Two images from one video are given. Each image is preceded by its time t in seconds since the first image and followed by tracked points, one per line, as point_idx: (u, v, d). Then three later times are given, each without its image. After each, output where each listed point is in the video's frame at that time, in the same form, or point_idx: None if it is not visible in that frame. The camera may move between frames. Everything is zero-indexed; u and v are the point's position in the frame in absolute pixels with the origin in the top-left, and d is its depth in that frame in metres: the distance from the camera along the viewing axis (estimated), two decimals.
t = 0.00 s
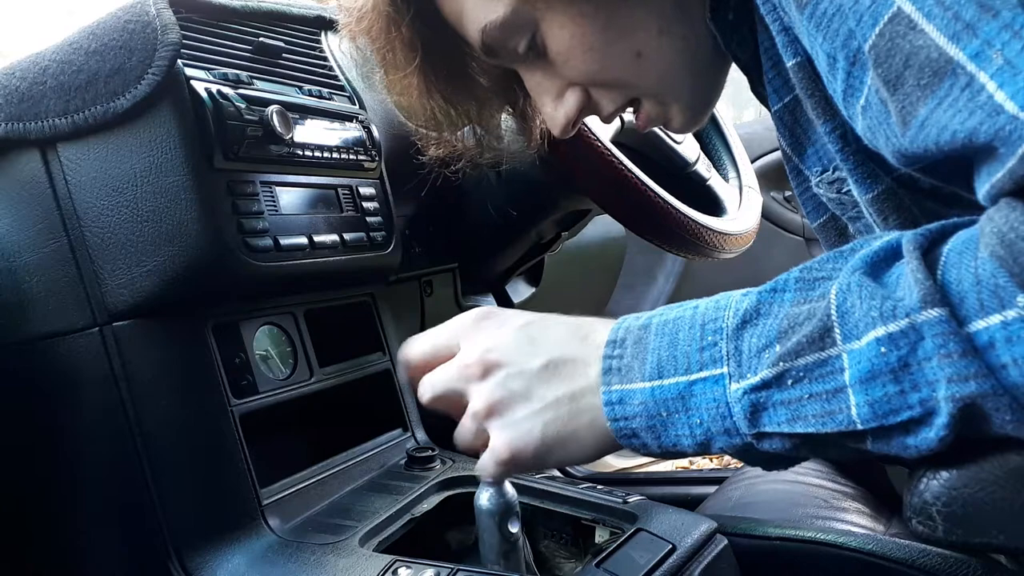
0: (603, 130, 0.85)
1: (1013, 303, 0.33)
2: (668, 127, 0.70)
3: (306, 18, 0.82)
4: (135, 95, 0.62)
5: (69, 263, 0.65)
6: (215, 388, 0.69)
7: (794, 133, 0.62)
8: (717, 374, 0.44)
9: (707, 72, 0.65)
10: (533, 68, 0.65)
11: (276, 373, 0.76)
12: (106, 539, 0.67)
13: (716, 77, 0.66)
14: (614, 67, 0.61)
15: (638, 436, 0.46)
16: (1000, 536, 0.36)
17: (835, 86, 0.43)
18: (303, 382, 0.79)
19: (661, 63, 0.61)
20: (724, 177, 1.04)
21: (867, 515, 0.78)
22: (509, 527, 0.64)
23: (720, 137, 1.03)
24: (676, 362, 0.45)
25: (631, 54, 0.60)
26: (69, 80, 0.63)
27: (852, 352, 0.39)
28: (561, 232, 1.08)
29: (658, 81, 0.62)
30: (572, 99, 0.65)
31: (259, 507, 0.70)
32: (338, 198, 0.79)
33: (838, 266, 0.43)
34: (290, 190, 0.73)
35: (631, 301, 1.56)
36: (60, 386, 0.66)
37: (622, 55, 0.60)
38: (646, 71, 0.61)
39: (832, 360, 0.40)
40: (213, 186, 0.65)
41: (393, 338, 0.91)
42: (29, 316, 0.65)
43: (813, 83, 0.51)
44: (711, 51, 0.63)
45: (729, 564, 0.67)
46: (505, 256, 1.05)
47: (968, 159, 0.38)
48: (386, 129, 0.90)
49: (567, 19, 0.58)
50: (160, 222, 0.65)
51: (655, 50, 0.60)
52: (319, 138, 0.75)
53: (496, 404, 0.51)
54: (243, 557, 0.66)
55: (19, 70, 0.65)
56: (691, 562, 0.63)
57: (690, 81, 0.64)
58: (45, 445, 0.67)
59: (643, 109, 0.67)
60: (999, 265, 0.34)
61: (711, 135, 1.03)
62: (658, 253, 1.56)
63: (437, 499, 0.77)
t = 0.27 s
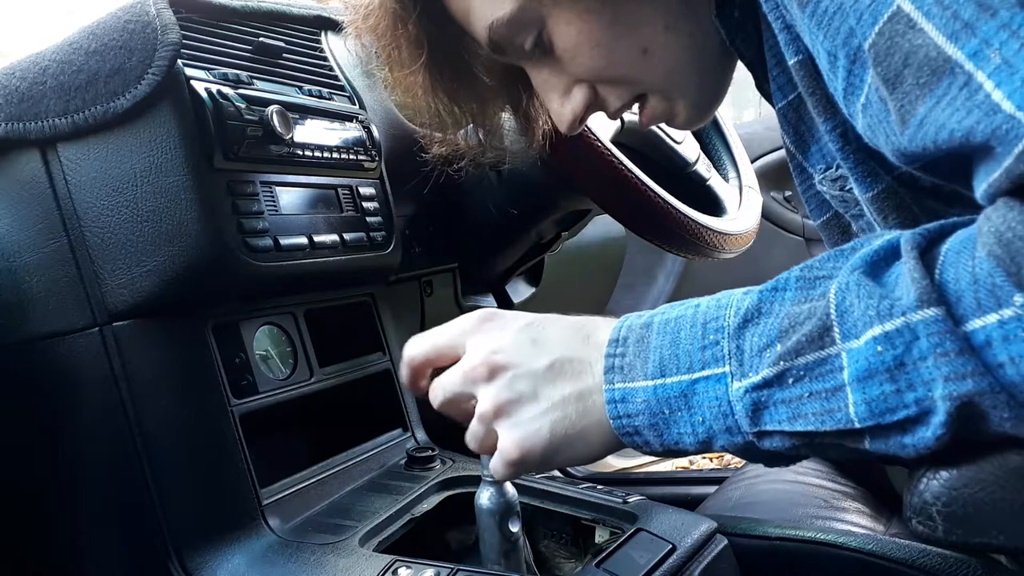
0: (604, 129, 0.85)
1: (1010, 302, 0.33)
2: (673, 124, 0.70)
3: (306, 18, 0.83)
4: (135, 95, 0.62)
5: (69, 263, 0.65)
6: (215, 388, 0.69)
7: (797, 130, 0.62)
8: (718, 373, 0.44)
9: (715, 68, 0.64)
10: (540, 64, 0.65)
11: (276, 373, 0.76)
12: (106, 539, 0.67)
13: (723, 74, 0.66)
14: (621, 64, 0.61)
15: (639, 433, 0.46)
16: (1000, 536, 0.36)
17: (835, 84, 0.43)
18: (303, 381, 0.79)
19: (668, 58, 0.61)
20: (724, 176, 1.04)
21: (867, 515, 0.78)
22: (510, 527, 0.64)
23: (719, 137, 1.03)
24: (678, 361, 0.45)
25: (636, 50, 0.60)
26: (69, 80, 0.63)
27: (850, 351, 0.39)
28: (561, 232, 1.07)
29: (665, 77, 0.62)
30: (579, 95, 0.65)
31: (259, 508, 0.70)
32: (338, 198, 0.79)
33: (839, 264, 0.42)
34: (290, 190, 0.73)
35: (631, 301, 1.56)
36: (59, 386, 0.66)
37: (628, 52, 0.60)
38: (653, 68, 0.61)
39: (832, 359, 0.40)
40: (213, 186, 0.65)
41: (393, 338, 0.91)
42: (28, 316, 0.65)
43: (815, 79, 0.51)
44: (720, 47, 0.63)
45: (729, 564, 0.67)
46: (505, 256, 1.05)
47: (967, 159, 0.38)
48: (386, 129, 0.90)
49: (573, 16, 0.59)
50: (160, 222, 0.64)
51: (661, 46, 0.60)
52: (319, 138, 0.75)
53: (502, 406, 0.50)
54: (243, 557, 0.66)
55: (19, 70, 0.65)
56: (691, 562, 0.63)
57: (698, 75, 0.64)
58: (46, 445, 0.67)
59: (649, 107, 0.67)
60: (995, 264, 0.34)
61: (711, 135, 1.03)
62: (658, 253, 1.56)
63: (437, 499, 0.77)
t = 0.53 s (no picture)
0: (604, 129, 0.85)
1: (1008, 299, 0.33)
2: (684, 118, 0.70)
3: (306, 18, 0.83)
4: (135, 94, 0.62)
5: (69, 263, 0.65)
6: (215, 388, 0.69)
7: (796, 129, 0.62)
8: (716, 375, 0.44)
9: (719, 68, 0.64)
10: (543, 64, 0.65)
11: (276, 372, 0.76)
12: (106, 540, 0.67)
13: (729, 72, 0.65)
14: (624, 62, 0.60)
15: (636, 437, 0.46)
16: (1000, 536, 0.36)
17: (833, 82, 0.43)
18: (303, 381, 0.79)
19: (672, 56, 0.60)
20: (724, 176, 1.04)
21: (866, 515, 0.78)
22: (508, 540, 0.64)
23: (719, 136, 1.03)
24: (674, 364, 0.45)
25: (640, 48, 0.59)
26: (69, 80, 0.63)
27: (850, 352, 0.39)
28: (561, 232, 1.07)
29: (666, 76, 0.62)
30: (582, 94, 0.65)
31: (259, 507, 0.70)
32: (338, 198, 0.79)
33: (833, 264, 0.42)
34: (290, 190, 0.73)
35: (631, 301, 1.56)
36: (59, 387, 0.66)
37: (632, 48, 0.59)
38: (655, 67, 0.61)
39: (831, 359, 0.40)
40: (213, 186, 0.65)
41: (393, 338, 0.91)
42: (28, 316, 0.65)
43: (814, 79, 0.51)
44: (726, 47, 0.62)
45: (729, 564, 0.67)
46: (504, 256, 1.05)
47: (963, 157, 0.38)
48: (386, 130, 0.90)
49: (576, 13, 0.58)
50: (160, 222, 0.64)
51: (664, 45, 0.59)
52: (319, 138, 0.75)
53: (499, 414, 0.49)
54: (243, 557, 0.66)
55: (19, 70, 0.65)
56: (691, 562, 0.63)
57: (703, 72, 0.63)
58: (46, 445, 0.67)
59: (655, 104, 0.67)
60: (994, 261, 0.34)
61: (711, 135, 1.03)
62: (658, 253, 1.56)
63: (437, 499, 0.78)
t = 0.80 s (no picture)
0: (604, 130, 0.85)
1: (1017, 288, 0.34)
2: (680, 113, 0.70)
3: (306, 18, 0.83)
4: (135, 95, 0.62)
5: (69, 263, 0.65)
6: (215, 388, 0.69)
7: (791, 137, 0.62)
8: (723, 356, 0.43)
9: (707, 72, 0.67)
10: (536, 63, 0.68)
11: (276, 372, 0.76)
12: (106, 540, 0.67)
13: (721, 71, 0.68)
14: (620, 59, 0.63)
15: (639, 415, 0.45)
16: (999, 534, 0.37)
17: (836, 99, 0.44)
18: (303, 381, 0.79)
19: (662, 60, 0.64)
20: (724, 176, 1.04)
21: (867, 515, 0.78)
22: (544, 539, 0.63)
23: (719, 137, 1.03)
24: (683, 342, 0.45)
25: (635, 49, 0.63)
26: (69, 80, 0.63)
27: (857, 335, 0.39)
28: (561, 232, 1.08)
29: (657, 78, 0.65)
30: (576, 94, 0.68)
31: (259, 507, 0.70)
32: (338, 198, 0.79)
33: (846, 251, 0.43)
34: (290, 190, 0.73)
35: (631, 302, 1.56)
36: (59, 387, 0.66)
37: (626, 49, 0.63)
38: (647, 70, 0.64)
39: (837, 343, 0.40)
40: (213, 185, 0.65)
41: (393, 338, 0.91)
42: (28, 316, 0.65)
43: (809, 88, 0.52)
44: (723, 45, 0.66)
45: (729, 564, 0.67)
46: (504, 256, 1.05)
47: (974, 160, 0.39)
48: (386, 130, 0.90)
49: (571, 13, 0.61)
50: (160, 222, 0.64)
51: (657, 45, 0.63)
52: (319, 138, 0.75)
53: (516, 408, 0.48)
54: (243, 557, 0.67)
55: (19, 70, 0.65)
56: (691, 562, 0.63)
57: (696, 73, 0.67)
58: (46, 445, 0.67)
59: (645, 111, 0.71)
60: (1005, 251, 0.34)
61: (711, 135, 1.03)
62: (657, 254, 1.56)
63: (438, 500, 0.78)
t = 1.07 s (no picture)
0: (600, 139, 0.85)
1: None
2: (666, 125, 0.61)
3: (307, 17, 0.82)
4: (135, 95, 0.62)
5: (69, 263, 0.65)
6: (215, 388, 0.69)
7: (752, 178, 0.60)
8: (755, 313, 0.42)
9: (659, 103, 0.56)
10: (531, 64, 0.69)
11: (276, 372, 0.76)
12: (106, 540, 0.67)
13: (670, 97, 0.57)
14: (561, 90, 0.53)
15: (669, 367, 0.45)
16: (999, 533, 0.37)
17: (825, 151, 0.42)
18: (302, 382, 0.79)
19: (610, 89, 0.54)
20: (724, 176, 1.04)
21: (867, 514, 0.78)
22: (573, 538, 0.62)
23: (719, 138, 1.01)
24: (720, 300, 0.44)
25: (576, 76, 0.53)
26: (69, 80, 0.63)
27: (876, 309, 0.37)
28: (561, 232, 1.07)
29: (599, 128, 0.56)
30: (522, 122, 0.56)
31: (259, 507, 0.70)
32: (338, 198, 0.79)
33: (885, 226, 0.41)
34: (290, 190, 0.73)
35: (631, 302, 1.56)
36: (60, 387, 0.66)
37: (568, 77, 0.53)
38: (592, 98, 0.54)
39: (859, 314, 0.38)
40: (213, 185, 0.65)
41: (393, 338, 0.91)
42: (28, 316, 0.66)
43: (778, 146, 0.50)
44: (681, 97, 0.60)
45: (729, 564, 0.67)
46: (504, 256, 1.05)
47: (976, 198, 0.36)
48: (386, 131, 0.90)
49: (517, 35, 0.51)
50: (160, 222, 0.64)
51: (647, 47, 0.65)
52: (319, 138, 0.75)
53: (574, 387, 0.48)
54: (243, 557, 0.67)
55: (19, 70, 0.65)
56: (691, 561, 0.63)
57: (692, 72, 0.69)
58: (46, 445, 0.67)
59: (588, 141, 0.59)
60: (1019, 249, 0.33)
61: (711, 136, 1.02)
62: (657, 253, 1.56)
63: (437, 499, 0.78)
